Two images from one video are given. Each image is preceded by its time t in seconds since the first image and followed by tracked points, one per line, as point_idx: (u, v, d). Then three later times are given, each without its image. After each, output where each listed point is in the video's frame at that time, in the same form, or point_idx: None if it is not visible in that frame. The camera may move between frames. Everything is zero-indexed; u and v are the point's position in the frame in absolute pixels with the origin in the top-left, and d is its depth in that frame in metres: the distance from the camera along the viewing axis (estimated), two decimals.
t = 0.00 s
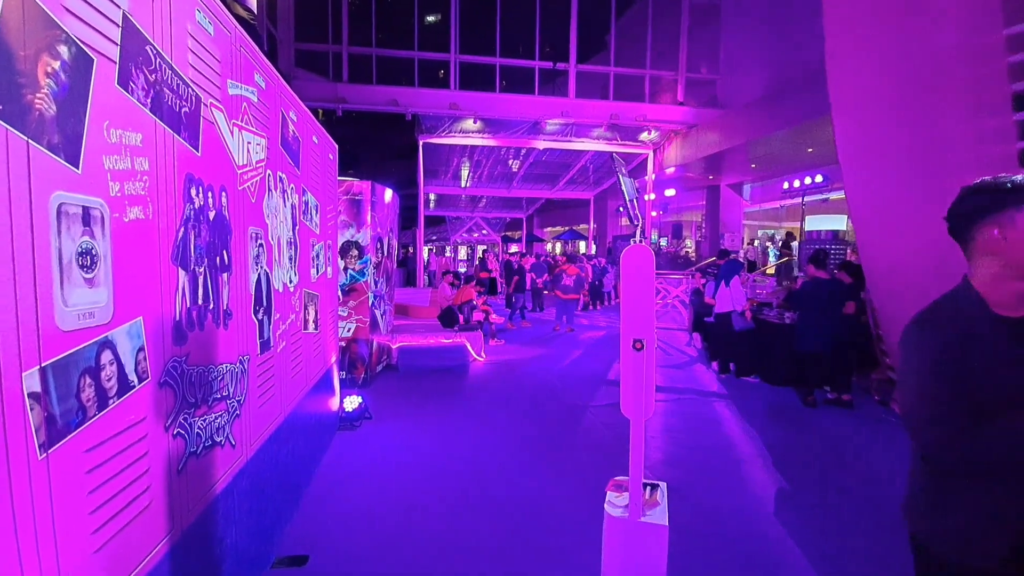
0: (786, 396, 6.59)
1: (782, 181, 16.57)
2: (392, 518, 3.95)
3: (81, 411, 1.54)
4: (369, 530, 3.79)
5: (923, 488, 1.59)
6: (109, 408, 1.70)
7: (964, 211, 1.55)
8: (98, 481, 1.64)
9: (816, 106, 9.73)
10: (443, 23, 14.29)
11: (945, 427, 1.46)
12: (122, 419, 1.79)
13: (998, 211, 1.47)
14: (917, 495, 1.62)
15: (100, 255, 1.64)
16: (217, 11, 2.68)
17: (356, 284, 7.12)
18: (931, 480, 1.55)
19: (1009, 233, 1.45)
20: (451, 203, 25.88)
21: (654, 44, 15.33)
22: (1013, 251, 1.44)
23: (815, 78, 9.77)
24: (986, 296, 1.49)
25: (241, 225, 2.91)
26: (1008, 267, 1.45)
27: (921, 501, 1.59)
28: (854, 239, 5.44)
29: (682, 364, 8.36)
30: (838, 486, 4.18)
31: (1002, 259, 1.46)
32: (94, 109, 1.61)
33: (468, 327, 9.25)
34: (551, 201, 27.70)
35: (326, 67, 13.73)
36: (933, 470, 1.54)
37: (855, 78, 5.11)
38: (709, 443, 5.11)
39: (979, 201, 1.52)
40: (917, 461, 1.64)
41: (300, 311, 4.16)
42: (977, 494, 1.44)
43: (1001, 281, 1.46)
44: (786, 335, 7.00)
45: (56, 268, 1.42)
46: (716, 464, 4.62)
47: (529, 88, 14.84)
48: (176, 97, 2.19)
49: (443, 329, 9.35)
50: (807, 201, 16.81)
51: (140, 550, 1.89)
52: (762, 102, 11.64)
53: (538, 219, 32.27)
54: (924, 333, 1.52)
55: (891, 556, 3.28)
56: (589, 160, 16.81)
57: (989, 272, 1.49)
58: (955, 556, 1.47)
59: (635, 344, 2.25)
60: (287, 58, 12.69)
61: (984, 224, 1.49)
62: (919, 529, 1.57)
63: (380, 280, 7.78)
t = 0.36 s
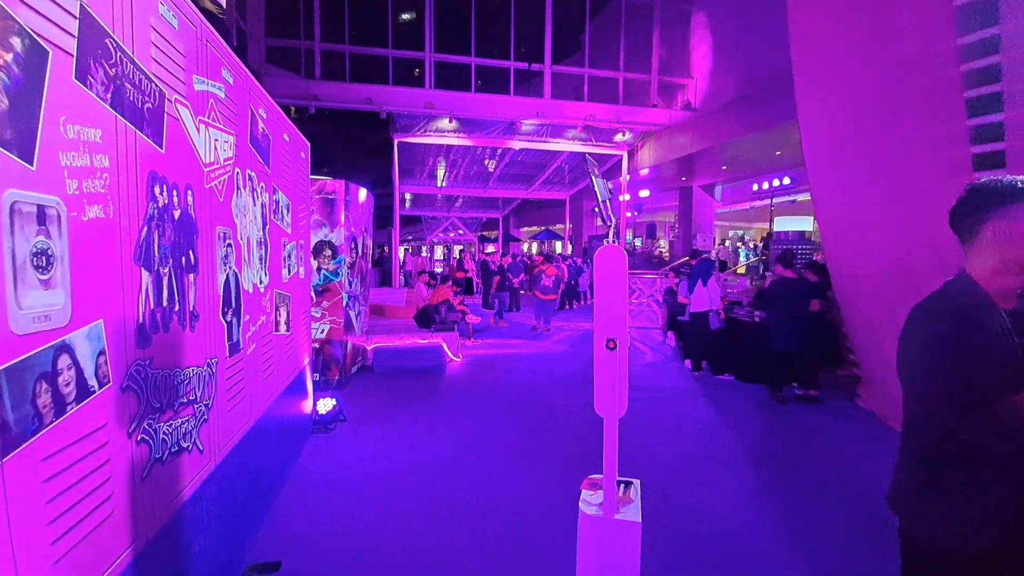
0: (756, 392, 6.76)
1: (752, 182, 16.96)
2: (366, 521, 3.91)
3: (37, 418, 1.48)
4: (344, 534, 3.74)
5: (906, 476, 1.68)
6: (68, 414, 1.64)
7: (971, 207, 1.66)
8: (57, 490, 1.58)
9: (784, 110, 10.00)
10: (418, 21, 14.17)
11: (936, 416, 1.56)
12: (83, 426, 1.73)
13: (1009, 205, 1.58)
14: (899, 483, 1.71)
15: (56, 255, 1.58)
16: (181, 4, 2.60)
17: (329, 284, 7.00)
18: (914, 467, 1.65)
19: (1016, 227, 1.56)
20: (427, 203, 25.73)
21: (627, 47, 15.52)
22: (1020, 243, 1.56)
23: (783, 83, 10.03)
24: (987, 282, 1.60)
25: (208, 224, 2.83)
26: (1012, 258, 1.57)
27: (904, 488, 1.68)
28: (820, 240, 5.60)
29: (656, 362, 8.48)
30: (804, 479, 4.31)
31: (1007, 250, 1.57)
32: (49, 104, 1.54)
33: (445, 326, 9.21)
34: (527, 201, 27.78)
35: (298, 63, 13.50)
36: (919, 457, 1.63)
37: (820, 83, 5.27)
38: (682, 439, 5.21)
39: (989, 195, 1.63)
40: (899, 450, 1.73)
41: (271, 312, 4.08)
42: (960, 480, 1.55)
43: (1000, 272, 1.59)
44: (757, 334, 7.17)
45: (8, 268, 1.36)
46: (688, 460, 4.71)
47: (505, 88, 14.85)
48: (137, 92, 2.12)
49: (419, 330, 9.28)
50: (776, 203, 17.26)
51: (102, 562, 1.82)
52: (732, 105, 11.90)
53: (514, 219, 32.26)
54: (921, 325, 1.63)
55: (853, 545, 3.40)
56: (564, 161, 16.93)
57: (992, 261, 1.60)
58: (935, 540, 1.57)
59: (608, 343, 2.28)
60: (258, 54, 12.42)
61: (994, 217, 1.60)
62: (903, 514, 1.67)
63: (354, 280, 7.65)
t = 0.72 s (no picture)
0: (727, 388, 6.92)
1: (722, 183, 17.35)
2: (340, 527, 3.85)
3: None
4: (318, 541, 3.67)
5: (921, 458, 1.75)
6: (20, 424, 1.57)
7: (974, 206, 1.71)
8: (9, 504, 1.51)
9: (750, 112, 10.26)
10: (389, 20, 14.03)
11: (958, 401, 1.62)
12: (37, 436, 1.65)
13: (1012, 206, 1.63)
14: (913, 465, 1.78)
15: (5, 259, 1.50)
16: None
17: (301, 287, 6.87)
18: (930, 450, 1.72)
19: (1014, 229, 1.63)
20: (401, 203, 25.52)
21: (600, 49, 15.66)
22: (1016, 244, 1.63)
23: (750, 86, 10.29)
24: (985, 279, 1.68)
25: (170, 225, 2.74)
26: (1009, 258, 1.64)
27: (920, 470, 1.75)
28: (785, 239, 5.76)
29: (631, 361, 8.58)
30: (772, 470, 4.43)
31: (1006, 250, 1.64)
32: None
33: (420, 327, 9.12)
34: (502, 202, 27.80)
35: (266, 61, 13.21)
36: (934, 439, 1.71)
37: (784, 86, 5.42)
38: (655, 436, 5.28)
39: (994, 194, 1.67)
40: (907, 433, 1.81)
41: (238, 315, 3.98)
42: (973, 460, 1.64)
43: (999, 270, 1.67)
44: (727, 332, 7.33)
45: None
46: (661, 455, 4.79)
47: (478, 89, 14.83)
48: (93, 88, 2.04)
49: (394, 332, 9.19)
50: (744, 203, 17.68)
51: None
52: (701, 107, 12.15)
53: (490, 220, 32.23)
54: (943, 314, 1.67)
55: (817, 532, 3.51)
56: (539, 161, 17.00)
57: (991, 259, 1.67)
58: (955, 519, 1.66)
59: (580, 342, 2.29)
60: (224, 51, 12.12)
61: (996, 217, 1.65)
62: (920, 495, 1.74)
63: (328, 282, 7.51)
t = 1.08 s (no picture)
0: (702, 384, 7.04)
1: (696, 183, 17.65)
2: (316, 532, 3.78)
3: None
4: (293, 547, 3.60)
5: (887, 448, 1.68)
6: None
7: (952, 198, 1.65)
8: None
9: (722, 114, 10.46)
10: (365, 18, 13.84)
11: (928, 393, 1.53)
12: None
13: (992, 200, 1.58)
14: (879, 456, 1.71)
15: None
16: None
17: (275, 289, 6.74)
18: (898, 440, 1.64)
19: (994, 223, 1.57)
20: (379, 204, 25.27)
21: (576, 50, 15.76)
22: (995, 239, 1.58)
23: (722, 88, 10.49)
24: (959, 272, 1.63)
25: (133, 226, 2.65)
26: (986, 254, 1.60)
27: (886, 461, 1.68)
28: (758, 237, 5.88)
29: (609, 359, 8.64)
30: (746, 464, 4.51)
31: (983, 245, 1.59)
32: None
33: (398, 328, 9.06)
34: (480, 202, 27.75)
35: (238, 60, 12.91)
36: (900, 430, 1.63)
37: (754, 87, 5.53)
38: (633, 433, 5.33)
39: (978, 186, 1.61)
40: (878, 429, 1.71)
41: (209, 319, 3.88)
42: (940, 450, 1.58)
43: (974, 263, 1.62)
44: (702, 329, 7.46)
45: None
46: (638, 452, 4.84)
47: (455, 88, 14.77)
48: (49, 84, 1.95)
49: (371, 333, 9.10)
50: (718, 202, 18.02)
51: None
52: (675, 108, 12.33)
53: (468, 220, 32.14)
54: (914, 303, 1.59)
55: (789, 524, 3.57)
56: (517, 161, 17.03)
57: (967, 252, 1.62)
58: (933, 515, 1.58)
59: (556, 341, 2.29)
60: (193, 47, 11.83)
61: (976, 209, 1.59)
62: (886, 487, 1.67)
63: (304, 283, 7.37)
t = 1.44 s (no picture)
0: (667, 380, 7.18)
1: (661, 184, 18.01)
2: (278, 539, 3.68)
3: None
4: (253, 556, 3.49)
5: (831, 450, 1.71)
6: None
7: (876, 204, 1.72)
8: None
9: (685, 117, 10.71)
10: (329, 13, 13.57)
11: (868, 395, 1.58)
12: None
13: (907, 203, 1.66)
14: (824, 458, 1.73)
15: None
16: None
17: (234, 290, 6.51)
18: (841, 442, 1.68)
19: (912, 224, 1.65)
20: (345, 202, 24.80)
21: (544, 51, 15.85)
22: (915, 238, 1.64)
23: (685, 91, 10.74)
24: (888, 275, 1.67)
25: (78, 223, 2.52)
26: (911, 253, 1.65)
27: (831, 462, 1.71)
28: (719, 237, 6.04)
29: (576, 358, 8.72)
30: (708, 459, 4.64)
31: (906, 245, 1.65)
32: None
33: (365, 328, 8.89)
34: (448, 201, 27.58)
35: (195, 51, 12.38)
36: (841, 432, 1.66)
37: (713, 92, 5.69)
38: (599, 431, 5.39)
39: (892, 189, 1.69)
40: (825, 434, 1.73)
41: (162, 320, 3.73)
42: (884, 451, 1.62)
43: (903, 264, 1.66)
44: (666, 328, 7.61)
45: None
46: (604, 449, 4.90)
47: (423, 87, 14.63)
48: None
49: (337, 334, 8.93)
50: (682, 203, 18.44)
51: None
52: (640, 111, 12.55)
53: (436, 219, 31.80)
54: (851, 305, 1.63)
55: (749, 515, 3.68)
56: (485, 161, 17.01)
57: (894, 254, 1.67)
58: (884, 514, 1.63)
59: (521, 340, 2.30)
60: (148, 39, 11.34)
61: (894, 212, 1.68)
62: (832, 489, 1.70)
63: (265, 284, 7.15)
